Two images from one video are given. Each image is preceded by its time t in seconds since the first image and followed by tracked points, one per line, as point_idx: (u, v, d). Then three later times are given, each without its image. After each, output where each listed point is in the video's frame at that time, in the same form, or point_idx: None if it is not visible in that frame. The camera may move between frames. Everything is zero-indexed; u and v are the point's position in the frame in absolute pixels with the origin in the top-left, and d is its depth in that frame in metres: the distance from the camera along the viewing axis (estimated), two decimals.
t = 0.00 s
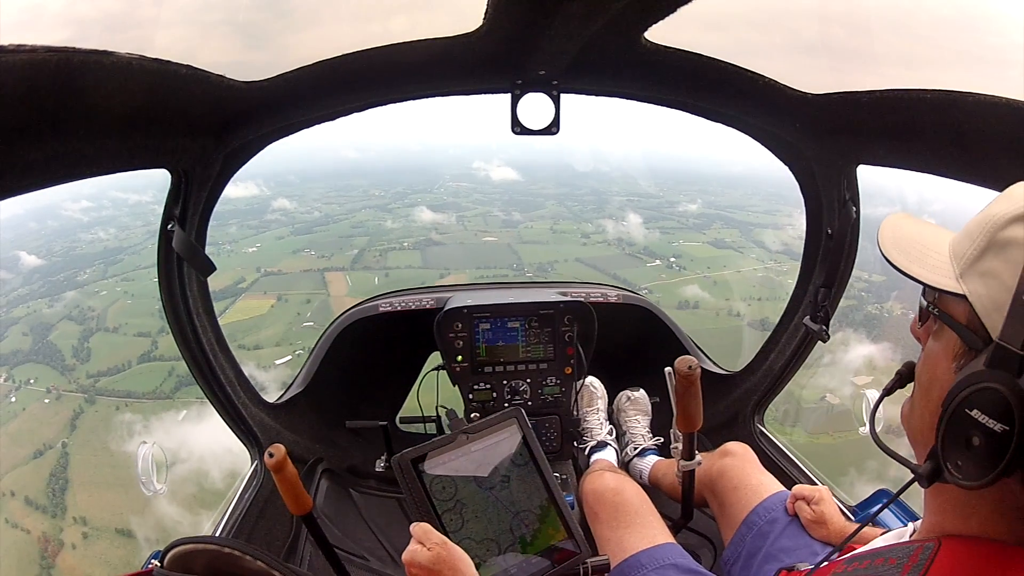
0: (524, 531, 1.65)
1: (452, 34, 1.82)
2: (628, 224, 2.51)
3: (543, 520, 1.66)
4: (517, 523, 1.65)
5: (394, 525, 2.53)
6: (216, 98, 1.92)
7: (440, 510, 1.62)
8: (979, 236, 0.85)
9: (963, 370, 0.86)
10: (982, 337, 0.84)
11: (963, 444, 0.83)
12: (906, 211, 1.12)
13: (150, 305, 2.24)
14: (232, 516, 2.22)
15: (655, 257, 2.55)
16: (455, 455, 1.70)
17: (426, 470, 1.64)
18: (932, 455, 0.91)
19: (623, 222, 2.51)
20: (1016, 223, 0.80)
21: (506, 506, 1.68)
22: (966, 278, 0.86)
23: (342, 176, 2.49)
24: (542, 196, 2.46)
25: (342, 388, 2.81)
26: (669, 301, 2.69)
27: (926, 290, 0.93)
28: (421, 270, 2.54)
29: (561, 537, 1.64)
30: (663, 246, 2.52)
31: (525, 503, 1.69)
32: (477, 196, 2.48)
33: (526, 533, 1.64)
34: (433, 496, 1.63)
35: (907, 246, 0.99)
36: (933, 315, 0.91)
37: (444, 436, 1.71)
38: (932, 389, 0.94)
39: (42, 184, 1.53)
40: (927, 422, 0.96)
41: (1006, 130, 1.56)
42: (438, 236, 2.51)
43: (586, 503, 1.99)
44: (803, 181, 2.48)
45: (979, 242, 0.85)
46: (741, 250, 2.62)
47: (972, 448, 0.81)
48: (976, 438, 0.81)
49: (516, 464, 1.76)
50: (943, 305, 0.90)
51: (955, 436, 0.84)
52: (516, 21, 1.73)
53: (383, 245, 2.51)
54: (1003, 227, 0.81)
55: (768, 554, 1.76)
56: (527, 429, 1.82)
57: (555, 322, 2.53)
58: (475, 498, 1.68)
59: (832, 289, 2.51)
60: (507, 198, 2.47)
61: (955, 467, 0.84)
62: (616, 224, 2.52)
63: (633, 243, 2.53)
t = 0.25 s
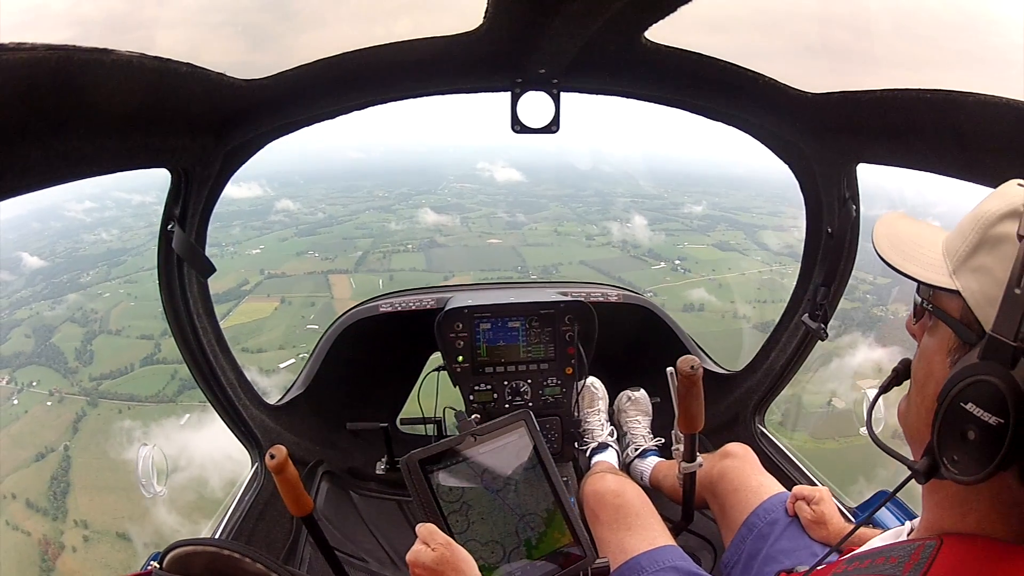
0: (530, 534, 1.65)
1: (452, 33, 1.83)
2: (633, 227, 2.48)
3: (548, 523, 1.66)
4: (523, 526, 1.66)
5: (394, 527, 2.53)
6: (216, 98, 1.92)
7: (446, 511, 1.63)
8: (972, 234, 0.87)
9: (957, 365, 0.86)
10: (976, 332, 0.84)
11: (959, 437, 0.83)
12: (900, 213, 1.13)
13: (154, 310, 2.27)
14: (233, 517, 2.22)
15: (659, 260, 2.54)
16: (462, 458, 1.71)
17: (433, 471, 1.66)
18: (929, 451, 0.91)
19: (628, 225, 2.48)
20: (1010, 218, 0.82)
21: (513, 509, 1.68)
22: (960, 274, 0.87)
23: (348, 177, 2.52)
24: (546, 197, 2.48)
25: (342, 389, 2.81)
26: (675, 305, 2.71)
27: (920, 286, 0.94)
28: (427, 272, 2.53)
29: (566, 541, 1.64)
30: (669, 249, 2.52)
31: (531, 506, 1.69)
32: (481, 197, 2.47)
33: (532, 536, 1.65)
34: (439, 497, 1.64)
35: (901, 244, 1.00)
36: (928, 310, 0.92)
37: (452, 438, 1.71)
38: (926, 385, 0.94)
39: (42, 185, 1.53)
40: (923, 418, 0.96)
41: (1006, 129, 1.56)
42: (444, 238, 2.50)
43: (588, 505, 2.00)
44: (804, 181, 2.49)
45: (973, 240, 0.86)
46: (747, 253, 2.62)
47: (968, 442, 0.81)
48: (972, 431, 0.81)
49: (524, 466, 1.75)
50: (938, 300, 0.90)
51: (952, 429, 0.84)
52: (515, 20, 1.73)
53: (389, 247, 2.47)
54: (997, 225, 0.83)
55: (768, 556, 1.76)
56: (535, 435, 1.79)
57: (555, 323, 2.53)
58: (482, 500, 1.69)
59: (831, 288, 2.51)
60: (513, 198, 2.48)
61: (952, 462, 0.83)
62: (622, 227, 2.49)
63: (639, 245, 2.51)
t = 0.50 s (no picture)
0: (530, 533, 1.65)
1: (453, 34, 1.83)
2: (637, 230, 2.49)
3: (548, 521, 1.66)
4: (523, 524, 1.66)
5: (394, 526, 2.53)
6: (216, 98, 1.92)
7: (446, 510, 1.63)
8: (965, 235, 0.87)
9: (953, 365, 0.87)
10: (970, 333, 0.85)
11: (955, 437, 0.83)
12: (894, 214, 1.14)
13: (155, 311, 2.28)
14: (233, 516, 2.23)
15: (662, 263, 2.58)
16: (461, 456, 1.71)
17: (433, 470, 1.66)
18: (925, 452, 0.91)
19: (632, 228, 2.49)
20: (1003, 220, 0.82)
21: (513, 508, 1.68)
22: (954, 276, 0.87)
23: (354, 179, 2.52)
24: (548, 200, 2.48)
25: (342, 388, 2.81)
26: (676, 307, 2.73)
27: (914, 289, 0.94)
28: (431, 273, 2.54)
29: (567, 539, 1.64)
30: (672, 251, 2.55)
31: (531, 505, 1.69)
32: (484, 199, 2.45)
33: (532, 534, 1.65)
34: (439, 496, 1.64)
35: (895, 247, 1.01)
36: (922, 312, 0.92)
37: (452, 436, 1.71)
38: (922, 385, 0.94)
39: (42, 185, 1.53)
40: (920, 418, 0.96)
41: (1007, 130, 1.56)
42: (449, 241, 2.48)
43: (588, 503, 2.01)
44: (804, 181, 2.49)
45: (965, 242, 0.87)
46: (751, 256, 2.63)
47: (965, 441, 0.81)
48: (968, 431, 0.81)
49: (523, 465, 1.75)
50: (932, 302, 0.91)
51: (947, 430, 0.83)
52: (516, 21, 1.73)
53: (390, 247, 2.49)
54: (990, 225, 0.83)
55: (767, 554, 1.76)
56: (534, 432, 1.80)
57: (555, 322, 2.53)
58: (482, 499, 1.69)
59: (831, 289, 2.51)
60: (515, 201, 2.46)
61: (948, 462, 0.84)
62: (625, 230, 2.50)
63: (641, 249, 2.54)
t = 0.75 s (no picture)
0: (529, 535, 1.64)
1: (453, 33, 1.82)
2: (640, 233, 2.51)
3: (547, 524, 1.65)
4: (522, 527, 1.66)
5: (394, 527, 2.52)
6: (215, 99, 1.92)
7: (445, 513, 1.63)
8: (962, 235, 0.87)
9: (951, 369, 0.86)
10: (968, 336, 0.85)
11: (954, 444, 0.82)
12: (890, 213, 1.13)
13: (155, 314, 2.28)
14: (232, 519, 2.23)
15: (666, 266, 2.58)
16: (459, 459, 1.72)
17: (432, 473, 1.67)
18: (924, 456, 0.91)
19: (635, 230, 2.51)
20: (999, 219, 0.82)
21: (511, 511, 1.69)
22: (951, 277, 0.87)
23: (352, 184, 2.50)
24: (551, 202, 2.44)
25: (342, 390, 2.80)
26: (680, 310, 2.72)
27: (911, 290, 0.94)
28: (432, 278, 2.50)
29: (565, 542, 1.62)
30: (675, 254, 2.55)
31: (530, 507, 1.69)
32: (486, 203, 2.43)
33: (531, 537, 1.64)
34: (439, 499, 1.64)
35: (892, 248, 1.00)
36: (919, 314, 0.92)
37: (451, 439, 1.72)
38: (921, 389, 0.93)
39: (42, 186, 1.53)
40: (919, 422, 0.95)
41: (1008, 129, 1.56)
42: (450, 245, 2.47)
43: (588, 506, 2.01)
44: (804, 182, 2.48)
45: (963, 242, 0.87)
46: (755, 259, 2.62)
47: (963, 448, 0.81)
48: (966, 438, 0.81)
49: (523, 467, 1.75)
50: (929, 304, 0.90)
51: (946, 437, 0.83)
52: (515, 20, 1.73)
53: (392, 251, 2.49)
54: (987, 226, 0.83)
55: (767, 557, 1.76)
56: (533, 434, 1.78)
57: (555, 323, 2.53)
58: (480, 502, 1.70)
59: (831, 289, 2.51)
60: (516, 206, 2.43)
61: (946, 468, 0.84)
62: (629, 233, 2.51)
63: (645, 252, 2.56)
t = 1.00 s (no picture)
0: (530, 534, 1.65)
1: (453, 33, 1.82)
2: (643, 236, 2.48)
3: (548, 523, 1.66)
4: (523, 526, 1.66)
5: (395, 525, 2.53)
6: (215, 98, 1.91)
7: (446, 511, 1.63)
8: (962, 232, 0.87)
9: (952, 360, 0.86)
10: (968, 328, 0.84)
11: (955, 432, 0.82)
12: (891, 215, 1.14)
13: (155, 315, 2.28)
14: (233, 517, 2.22)
15: (668, 268, 2.54)
16: (461, 457, 1.70)
17: (434, 471, 1.64)
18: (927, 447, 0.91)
19: (638, 234, 2.48)
20: (999, 216, 0.82)
21: (513, 509, 1.68)
22: (952, 273, 0.87)
23: (352, 183, 2.50)
24: (552, 204, 2.45)
25: (342, 389, 2.81)
26: (682, 311, 2.72)
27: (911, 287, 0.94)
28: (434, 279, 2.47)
29: (566, 541, 1.64)
30: (678, 257, 2.51)
31: (531, 506, 1.69)
32: (489, 205, 2.42)
33: (532, 536, 1.65)
34: (440, 497, 1.63)
35: (893, 246, 1.01)
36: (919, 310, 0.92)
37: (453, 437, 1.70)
38: (921, 381, 0.94)
39: (42, 185, 1.53)
40: (921, 415, 0.95)
41: (1008, 129, 1.55)
42: (451, 247, 2.44)
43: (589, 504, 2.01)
44: (804, 181, 2.48)
45: (962, 239, 0.87)
46: (756, 260, 2.62)
47: (965, 436, 0.81)
48: (968, 426, 0.81)
49: (524, 467, 1.75)
50: (929, 299, 0.90)
51: (948, 426, 0.83)
52: (515, 20, 1.73)
53: (394, 254, 2.46)
54: (987, 222, 0.84)
55: (768, 555, 1.76)
56: (535, 433, 1.80)
57: (555, 322, 2.53)
58: (482, 501, 1.69)
59: (831, 289, 2.51)
60: (518, 207, 2.43)
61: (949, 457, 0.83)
62: (632, 235, 2.49)
63: (647, 254, 2.51)
